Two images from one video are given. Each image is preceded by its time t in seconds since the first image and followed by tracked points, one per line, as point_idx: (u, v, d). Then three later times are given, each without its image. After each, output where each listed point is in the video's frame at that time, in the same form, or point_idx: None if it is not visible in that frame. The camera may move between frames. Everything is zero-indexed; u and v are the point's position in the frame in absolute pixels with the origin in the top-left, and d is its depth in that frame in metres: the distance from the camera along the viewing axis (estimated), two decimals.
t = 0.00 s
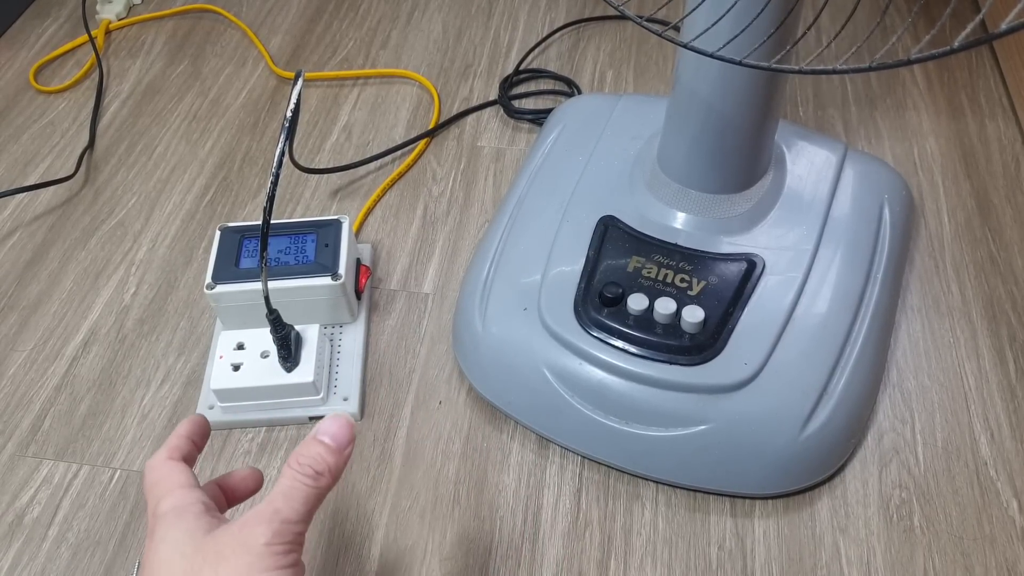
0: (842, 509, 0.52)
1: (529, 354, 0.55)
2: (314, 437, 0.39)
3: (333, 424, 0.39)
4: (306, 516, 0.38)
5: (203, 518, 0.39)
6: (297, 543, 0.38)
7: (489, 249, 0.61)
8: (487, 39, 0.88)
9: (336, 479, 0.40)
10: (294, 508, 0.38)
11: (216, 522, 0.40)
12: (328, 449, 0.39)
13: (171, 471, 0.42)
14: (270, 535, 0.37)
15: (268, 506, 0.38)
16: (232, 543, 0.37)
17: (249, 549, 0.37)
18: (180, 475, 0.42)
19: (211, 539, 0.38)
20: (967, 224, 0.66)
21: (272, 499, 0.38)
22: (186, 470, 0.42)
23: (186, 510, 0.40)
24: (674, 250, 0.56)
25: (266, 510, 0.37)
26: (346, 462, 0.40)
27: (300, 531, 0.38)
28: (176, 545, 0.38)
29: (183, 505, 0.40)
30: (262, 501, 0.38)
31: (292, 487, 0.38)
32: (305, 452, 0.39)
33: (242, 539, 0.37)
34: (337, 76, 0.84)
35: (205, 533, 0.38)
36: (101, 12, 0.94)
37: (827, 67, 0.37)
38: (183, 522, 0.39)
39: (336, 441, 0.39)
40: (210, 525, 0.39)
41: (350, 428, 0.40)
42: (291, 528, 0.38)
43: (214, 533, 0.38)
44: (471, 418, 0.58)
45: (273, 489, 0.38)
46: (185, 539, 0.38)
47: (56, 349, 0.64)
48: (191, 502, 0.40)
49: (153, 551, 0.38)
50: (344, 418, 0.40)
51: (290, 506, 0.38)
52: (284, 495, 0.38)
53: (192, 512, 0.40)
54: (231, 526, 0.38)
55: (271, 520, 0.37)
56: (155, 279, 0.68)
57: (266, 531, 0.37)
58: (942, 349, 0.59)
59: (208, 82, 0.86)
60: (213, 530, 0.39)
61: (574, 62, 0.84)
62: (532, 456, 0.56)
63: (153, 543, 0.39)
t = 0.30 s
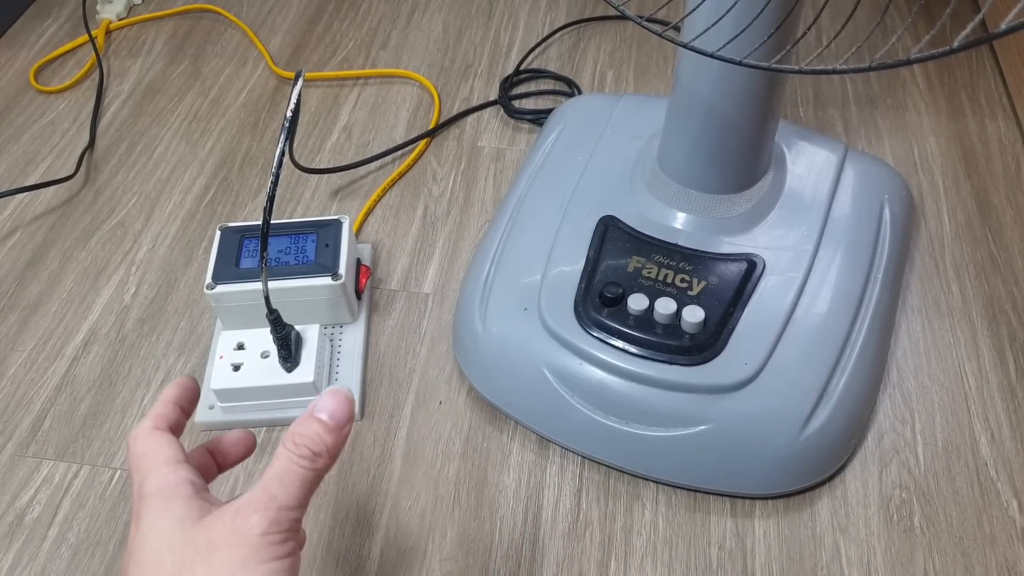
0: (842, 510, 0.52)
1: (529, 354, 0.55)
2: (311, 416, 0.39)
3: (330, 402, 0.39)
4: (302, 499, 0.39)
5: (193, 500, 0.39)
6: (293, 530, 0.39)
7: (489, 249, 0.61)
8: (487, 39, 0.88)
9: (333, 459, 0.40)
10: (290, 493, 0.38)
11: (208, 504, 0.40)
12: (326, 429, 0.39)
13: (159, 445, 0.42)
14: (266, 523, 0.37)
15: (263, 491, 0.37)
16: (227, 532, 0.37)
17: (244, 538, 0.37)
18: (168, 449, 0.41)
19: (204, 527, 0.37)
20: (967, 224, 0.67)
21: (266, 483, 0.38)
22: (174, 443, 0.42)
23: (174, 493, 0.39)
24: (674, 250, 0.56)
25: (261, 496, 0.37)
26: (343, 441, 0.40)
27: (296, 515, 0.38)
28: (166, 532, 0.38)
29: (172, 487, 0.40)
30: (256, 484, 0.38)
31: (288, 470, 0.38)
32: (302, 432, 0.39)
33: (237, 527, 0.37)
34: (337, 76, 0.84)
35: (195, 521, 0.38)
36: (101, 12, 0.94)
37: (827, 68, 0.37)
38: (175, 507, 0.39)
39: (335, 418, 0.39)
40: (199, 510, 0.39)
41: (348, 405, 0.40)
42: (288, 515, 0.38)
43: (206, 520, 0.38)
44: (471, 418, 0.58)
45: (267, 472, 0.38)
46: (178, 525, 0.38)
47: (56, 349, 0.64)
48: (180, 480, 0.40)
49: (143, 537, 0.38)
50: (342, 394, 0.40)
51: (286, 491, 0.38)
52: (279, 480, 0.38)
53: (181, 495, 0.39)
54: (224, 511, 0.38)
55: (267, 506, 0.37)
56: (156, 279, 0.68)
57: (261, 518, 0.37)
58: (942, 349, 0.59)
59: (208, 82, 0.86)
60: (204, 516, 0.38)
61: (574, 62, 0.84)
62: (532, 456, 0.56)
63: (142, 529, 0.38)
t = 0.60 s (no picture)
0: (842, 509, 0.52)
1: (529, 354, 0.55)
2: (308, 427, 0.39)
3: (327, 414, 0.40)
4: (301, 508, 0.39)
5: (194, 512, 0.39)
6: (292, 538, 0.38)
7: (489, 248, 0.61)
8: (486, 38, 0.88)
9: (331, 469, 0.40)
10: (288, 502, 0.38)
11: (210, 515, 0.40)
12: (323, 439, 0.39)
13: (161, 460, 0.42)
14: (264, 530, 0.37)
15: (261, 500, 0.38)
16: (226, 539, 0.37)
17: (242, 545, 0.36)
18: (170, 463, 0.42)
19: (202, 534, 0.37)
20: (967, 224, 0.66)
21: (265, 493, 0.38)
22: (176, 458, 0.42)
23: (175, 503, 0.39)
24: (674, 249, 0.56)
25: (260, 505, 0.37)
26: (340, 451, 0.40)
27: (295, 523, 0.38)
28: (166, 540, 0.38)
29: (173, 498, 0.40)
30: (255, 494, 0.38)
31: (286, 479, 0.38)
32: (299, 443, 0.39)
33: (236, 534, 0.37)
34: (337, 76, 0.84)
35: (195, 529, 0.38)
36: (100, 11, 0.94)
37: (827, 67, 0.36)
38: (177, 516, 0.39)
39: (331, 430, 0.39)
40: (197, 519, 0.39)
41: (345, 417, 0.40)
42: (286, 522, 0.38)
43: (205, 528, 0.38)
44: (471, 418, 0.58)
45: (266, 482, 0.38)
46: (179, 531, 0.38)
47: (56, 349, 0.64)
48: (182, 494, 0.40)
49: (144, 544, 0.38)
50: (339, 407, 0.40)
51: (284, 500, 0.38)
52: (278, 488, 0.38)
53: (182, 505, 0.39)
54: (224, 520, 0.38)
55: (265, 514, 0.37)
56: (155, 279, 0.68)
57: (259, 525, 0.37)
58: (941, 349, 0.59)
59: (207, 82, 0.86)
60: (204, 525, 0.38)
61: (574, 61, 0.84)
62: (532, 456, 0.56)
63: (142, 538, 0.38)
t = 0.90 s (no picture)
0: (842, 508, 0.52)
1: (529, 354, 0.55)
2: (304, 425, 0.39)
3: (324, 412, 0.39)
4: (296, 506, 0.38)
5: (189, 510, 0.39)
6: (287, 537, 0.38)
7: (489, 248, 0.60)
8: (486, 38, 0.88)
9: (328, 467, 0.39)
10: (283, 501, 0.37)
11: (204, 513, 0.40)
12: (319, 438, 0.38)
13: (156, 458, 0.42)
14: (258, 529, 0.37)
15: (256, 499, 0.37)
16: (220, 538, 0.37)
17: (236, 544, 0.36)
18: (164, 461, 0.42)
19: (196, 534, 0.37)
20: (967, 223, 0.66)
21: (260, 491, 0.37)
22: (170, 456, 0.42)
23: (169, 502, 0.39)
24: (673, 249, 0.56)
25: (254, 503, 0.37)
26: (337, 450, 0.39)
27: (290, 522, 0.38)
28: (160, 539, 0.38)
29: (167, 496, 0.40)
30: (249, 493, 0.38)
31: (281, 478, 0.37)
32: (295, 441, 0.38)
33: (230, 533, 0.37)
34: (336, 75, 0.84)
35: (190, 528, 0.38)
36: (100, 11, 0.94)
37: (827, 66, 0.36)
38: (172, 514, 0.39)
39: (328, 429, 0.39)
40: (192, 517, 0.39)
41: (340, 415, 0.39)
42: (282, 521, 0.38)
43: (199, 527, 0.38)
44: (470, 418, 0.58)
45: (261, 480, 0.38)
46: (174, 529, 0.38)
47: (55, 348, 0.64)
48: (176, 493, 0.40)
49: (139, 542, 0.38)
50: (335, 405, 0.39)
51: (279, 499, 0.37)
52: (273, 487, 0.37)
53: (176, 504, 0.39)
54: (218, 518, 0.38)
55: (259, 513, 0.37)
56: (155, 279, 0.68)
57: (253, 524, 0.37)
58: (941, 348, 0.59)
59: (207, 82, 0.86)
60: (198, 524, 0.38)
61: (574, 61, 0.84)
62: (532, 456, 0.56)
63: (136, 537, 0.39)
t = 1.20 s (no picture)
0: (842, 508, 0.52)
1: (529, 353, 0.55)
2: (299, 428, 0.38)
3: (319, 415, 0.38)
4: (291, 510, 0.38)
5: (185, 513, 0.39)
6: (282, 540, 0.38)
7: (488, 248, 0.60)
8: (486, 38, 0.88)
9: (323, 470, 0.39)
10: (278, 504, 0.37)
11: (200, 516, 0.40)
12: (314, 440, 0.38)
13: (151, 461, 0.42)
14: (253, 532, 0.37)
15: (251, 502, 0.37)
16: (215, 541, 0.37)
17: (231, 548, 0.36)
18: (159, 465, 0.42)
19: (191, 537, 0.37)
20: (967, 223, 0.66)
21: (255, 494, 0.37)
22: (165, 459, 0.42)
23: (163, 504, 0.39)
24: (674, 249, 0.56)
25: (249, 507, 0.37)
26: (332, 452, 0.39)
27: (285, 524, 0.38)
28: (155, 542, 0.38)
29: (162, 499, 0.40)
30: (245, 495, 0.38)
31: (276, 481, 0.37)
32: (290, 444, 0.38)
33: (225, 536, 0.37)
34: (336, 75, 0.84)
35: (185, 531, 0.38)
36: (100, 11, 0.94)
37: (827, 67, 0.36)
38: (168, 517, 0.39)
39: (323, 431, 0.38)
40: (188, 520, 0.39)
41: (335, 418, 0.39)
42: (277, 525, 0.37)
43: (194, 531, 0.38)
44: (470, 417, 0.58)
45: (256, 483, 0.38)
46: (169, 531, 0.38)
47: (55, 348, 0.64)
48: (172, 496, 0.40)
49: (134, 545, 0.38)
50: (330, 407, 0.39)
51: (274, 502, 0.37)
52: (268, 490, 0.37)
53: (171, 507, 0.39)
54: (214, 522, 0.37)
55: (254, 516, 0.37)
56: (155, 278, 0.68)
57: (248, 527, 0.37)
58: (941, 348, 0.59)
59: (207, 82, 0.86)
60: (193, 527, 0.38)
61: (573, 61, 0.84)
62: (532, 455, 0.56)
63: (131, 540, 0.38)
